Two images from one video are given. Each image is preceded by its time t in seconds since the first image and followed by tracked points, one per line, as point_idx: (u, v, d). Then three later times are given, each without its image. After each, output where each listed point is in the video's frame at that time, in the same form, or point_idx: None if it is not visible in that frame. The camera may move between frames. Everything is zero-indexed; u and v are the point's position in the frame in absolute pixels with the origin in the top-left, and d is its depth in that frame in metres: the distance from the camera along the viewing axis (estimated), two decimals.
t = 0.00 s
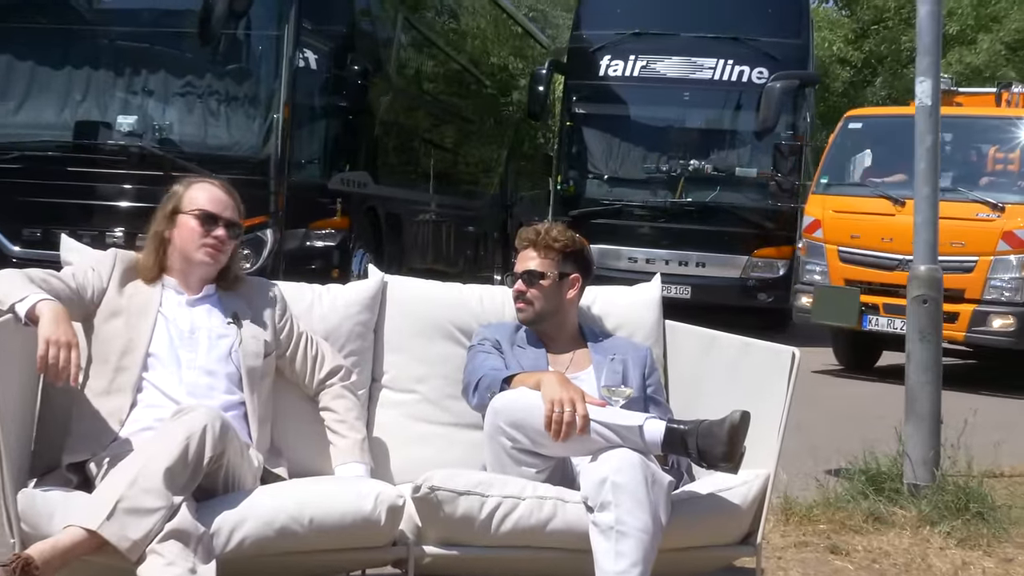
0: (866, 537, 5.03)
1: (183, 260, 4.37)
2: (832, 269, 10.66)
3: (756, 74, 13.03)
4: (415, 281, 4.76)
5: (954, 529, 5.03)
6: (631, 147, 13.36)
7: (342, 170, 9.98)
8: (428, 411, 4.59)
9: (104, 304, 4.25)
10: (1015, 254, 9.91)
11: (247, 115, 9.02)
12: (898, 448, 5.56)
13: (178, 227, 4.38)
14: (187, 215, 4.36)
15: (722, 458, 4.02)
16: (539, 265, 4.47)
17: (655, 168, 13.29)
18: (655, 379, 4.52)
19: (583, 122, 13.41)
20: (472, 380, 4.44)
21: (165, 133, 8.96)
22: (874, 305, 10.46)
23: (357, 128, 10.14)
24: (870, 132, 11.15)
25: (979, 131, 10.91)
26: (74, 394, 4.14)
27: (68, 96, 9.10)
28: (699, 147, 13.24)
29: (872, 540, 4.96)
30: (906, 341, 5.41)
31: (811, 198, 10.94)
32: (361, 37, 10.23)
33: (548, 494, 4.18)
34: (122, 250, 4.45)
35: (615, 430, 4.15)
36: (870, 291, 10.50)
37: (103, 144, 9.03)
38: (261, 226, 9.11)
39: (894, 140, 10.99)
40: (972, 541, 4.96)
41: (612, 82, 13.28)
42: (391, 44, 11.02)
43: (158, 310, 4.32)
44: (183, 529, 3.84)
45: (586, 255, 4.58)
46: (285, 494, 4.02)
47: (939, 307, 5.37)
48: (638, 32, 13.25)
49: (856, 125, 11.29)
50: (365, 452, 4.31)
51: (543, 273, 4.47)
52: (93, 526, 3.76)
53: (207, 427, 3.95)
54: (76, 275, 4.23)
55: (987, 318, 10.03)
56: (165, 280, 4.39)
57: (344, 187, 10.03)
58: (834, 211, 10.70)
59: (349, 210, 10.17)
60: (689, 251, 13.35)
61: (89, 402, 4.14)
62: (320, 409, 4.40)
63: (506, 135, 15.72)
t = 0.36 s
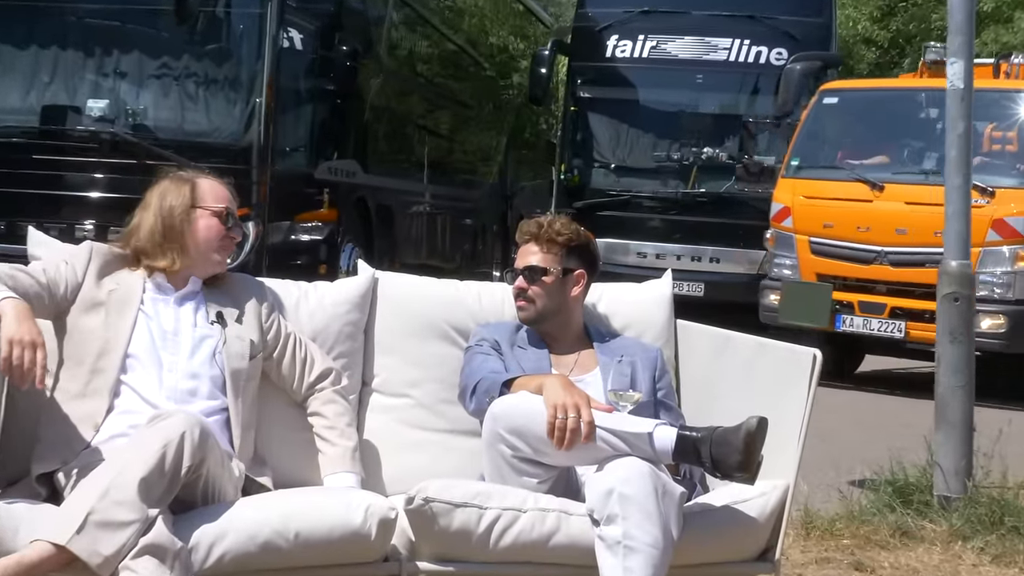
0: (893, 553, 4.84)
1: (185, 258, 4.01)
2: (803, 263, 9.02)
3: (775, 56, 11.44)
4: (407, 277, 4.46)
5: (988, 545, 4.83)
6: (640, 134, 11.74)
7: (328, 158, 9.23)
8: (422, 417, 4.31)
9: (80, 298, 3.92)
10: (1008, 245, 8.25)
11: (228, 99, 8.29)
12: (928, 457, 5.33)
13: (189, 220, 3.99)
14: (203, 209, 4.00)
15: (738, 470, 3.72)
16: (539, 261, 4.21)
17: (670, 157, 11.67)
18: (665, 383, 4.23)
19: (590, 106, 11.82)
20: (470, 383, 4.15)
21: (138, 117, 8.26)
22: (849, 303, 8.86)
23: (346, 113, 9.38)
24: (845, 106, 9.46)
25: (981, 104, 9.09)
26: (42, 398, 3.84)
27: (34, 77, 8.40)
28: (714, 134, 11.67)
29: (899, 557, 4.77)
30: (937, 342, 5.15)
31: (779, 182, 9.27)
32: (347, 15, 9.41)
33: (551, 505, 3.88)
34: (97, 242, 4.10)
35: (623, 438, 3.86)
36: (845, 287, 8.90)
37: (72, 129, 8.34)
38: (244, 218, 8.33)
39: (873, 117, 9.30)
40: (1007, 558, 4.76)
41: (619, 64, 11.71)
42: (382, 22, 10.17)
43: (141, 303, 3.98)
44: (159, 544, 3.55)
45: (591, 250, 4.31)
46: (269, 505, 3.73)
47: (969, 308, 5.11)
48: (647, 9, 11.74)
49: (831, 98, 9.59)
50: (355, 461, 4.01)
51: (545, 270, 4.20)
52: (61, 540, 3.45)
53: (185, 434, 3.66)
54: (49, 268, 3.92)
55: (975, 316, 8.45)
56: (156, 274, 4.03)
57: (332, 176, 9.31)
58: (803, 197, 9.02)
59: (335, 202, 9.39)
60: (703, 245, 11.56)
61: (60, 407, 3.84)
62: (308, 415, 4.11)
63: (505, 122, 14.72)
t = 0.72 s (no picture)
0: (910, 560, 4.67)
1: (166, 249, 3.82)
2: (756, 253, 8.74)
3: (787, 37, 11.30)
4: (401, 270, 4.27)
5: (1009, 552, 4.66)
6: (645, 120, 11.45)
7: (317, 146, 9.09)
8: (415, 418, 4.12)
9: (54, 293, 3.74)
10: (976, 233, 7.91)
11: (212, 83, 8.04)
12: (946, 460, 5.17)
13: (169, 211, 3.81)
14: (184, 200, 3.82)
15: (747, 472, 3.54)
16: (540, 253, 4.03)
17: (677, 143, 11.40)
18: (672, 382, 4.05)
19: (592, 91, 11.53)
20: (465, 381, 3.96)
21: (114, 102, 7.93)
22: (804, 298, 8.56)
23: (335, 97, 9.21)
24: (805, 81, 9.05)
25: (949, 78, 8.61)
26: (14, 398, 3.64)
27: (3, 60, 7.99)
28: (722, 118, 11.35)
29: (918, 565, 4.61)
30: (957, 340, 5.01)
31: (732, 164, 8.94)
32: None
33: (552, 509, 3.69)
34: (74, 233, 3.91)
35: (627, 439, 3.68)
36: (800, 280, 8.61)
37: (45, 115, 7.95)
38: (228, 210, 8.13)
39: (834, 93, 8.89)
40: None
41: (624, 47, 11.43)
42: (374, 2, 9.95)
43: (118, 298, 3.79)
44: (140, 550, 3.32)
45: (594, 242, 4.13)
46: (255, 510, 3.55)
47: (992, 301, 4.97)
48: None
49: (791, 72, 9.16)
50: (346, 463, 3.83)
51: (547, 264, 4.01)
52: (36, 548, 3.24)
53: (166, 434, 3.47)
54: (22, 261, 3.73)
55: (941, 314, 8.05)
56: (134, 267, 3.83)
57: (320, 165, 9.15)
58: (757, 181, 8.70)
59: (323, 192, 9.25)
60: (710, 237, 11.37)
61: (33, 408, 3.63)
62: (295, 415, 3.92)
63: (503, 108, 14.55)
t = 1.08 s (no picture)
0: (930, 566, 4.48)
1: (141, 235, 3.64)
2: (694, 235, 7.95)
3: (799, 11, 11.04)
4: (392, 257, 4.08)
5: None
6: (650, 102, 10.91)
7: (303, 126, 8.39)
8: (405, 413, 3.93)
9: (25, 281, 3.54)
10: (937, 215, 7.16)
11: (191, 59, 7.47)
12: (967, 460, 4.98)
13: (148, 196, 3.62)
14: (163, 184, 3.64)
15: (757, 472, 3.35)
16: (540, 238, 3.84)
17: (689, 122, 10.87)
18: (677, 375, 3.85)
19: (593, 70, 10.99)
20: (458, 375, 3.76)
21: (88, 80, 7.42)
22: (746, 288, 7.78)
23: (321, 76, 8.48)
24: (750, 46, 8.27)
25: (912, 39, 7.79)
26: None
27: None
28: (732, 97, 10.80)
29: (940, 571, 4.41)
30: (978, 331, 4.84)
31: (670, 139, 8.18)
32: None
33: (549, 510, 3.49)
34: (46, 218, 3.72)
35: (629, 436, 3.48)
36: (743, 268, 7.83)
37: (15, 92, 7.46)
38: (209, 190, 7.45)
39: (783, 59, 8.13)
40: None
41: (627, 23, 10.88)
42: None
43: (92, 288, 3.60)
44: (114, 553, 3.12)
45: (595, 228, 3.95)
46: (236, 511, 3.35)
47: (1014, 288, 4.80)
48: None
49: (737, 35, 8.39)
50: (332, 461, 3.63)
51: (546, 251, 3.82)
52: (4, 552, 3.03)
53: (142, 430, 3.26)
54: None
55: (897, 305, 7.30)
56: (108, 254, 3.64)
57: (307, 146, 8.48)
58: (696, 156, 7.94)
59: (309, 173, 8.56)
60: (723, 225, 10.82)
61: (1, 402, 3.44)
62: (279, 410, 3.72)
63: (498, 87, 13.52)
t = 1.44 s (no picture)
0: (935, 565, 4.42)
1: (133, 232, 3.57)
2: (615, 224, 7.54)
3: None
4: (389, 251, 4.02)
5: None
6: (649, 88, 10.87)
7: (298, 117, 8.30)
8: (403, 409, 3.89)
9: (16, 273, 3.47)
10: (869, 201, 6.78)
11: (183, 48, 7.41)
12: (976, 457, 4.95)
13: (142, 194, 3.55)
14: (159, 183, 3.56)
15: (759, 469, 3.29)
16: (541, 230, 3.78)
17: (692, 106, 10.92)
18: (679, 370, 3.80)
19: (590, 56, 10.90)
20: (456, 369, 3.70)
21: (79, 70, 7.35)
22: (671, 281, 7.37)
23: (317, 68, 8.43)
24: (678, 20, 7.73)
25: (849, 11, 7.23)
26: None
27: None
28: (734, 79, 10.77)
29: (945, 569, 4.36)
30: (987, 325, 4.82)
31: (592, 120, 7.75)
32: None
33: (548, 508, 3.43)
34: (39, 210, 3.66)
35: (630, 433, 3.42)
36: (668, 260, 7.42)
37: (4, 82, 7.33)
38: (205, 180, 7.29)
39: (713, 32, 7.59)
40: None
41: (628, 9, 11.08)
42: None
43: (85, 283, 3.54)
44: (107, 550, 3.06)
45: (596, 221, 3.90)
46: (230, 507, 3.29)
47: None
48: None
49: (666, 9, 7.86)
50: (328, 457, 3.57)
51: (547, 241, 3.77)
52: None
53: (136, 426, 3.19)
54: None
55: (826, 299, 6.86)
56: (101, 250, 3.58)
57: (301, 137, 8.35)
58: (617, 139, 7.52)
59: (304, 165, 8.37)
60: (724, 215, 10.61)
61: None
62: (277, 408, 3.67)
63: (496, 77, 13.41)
